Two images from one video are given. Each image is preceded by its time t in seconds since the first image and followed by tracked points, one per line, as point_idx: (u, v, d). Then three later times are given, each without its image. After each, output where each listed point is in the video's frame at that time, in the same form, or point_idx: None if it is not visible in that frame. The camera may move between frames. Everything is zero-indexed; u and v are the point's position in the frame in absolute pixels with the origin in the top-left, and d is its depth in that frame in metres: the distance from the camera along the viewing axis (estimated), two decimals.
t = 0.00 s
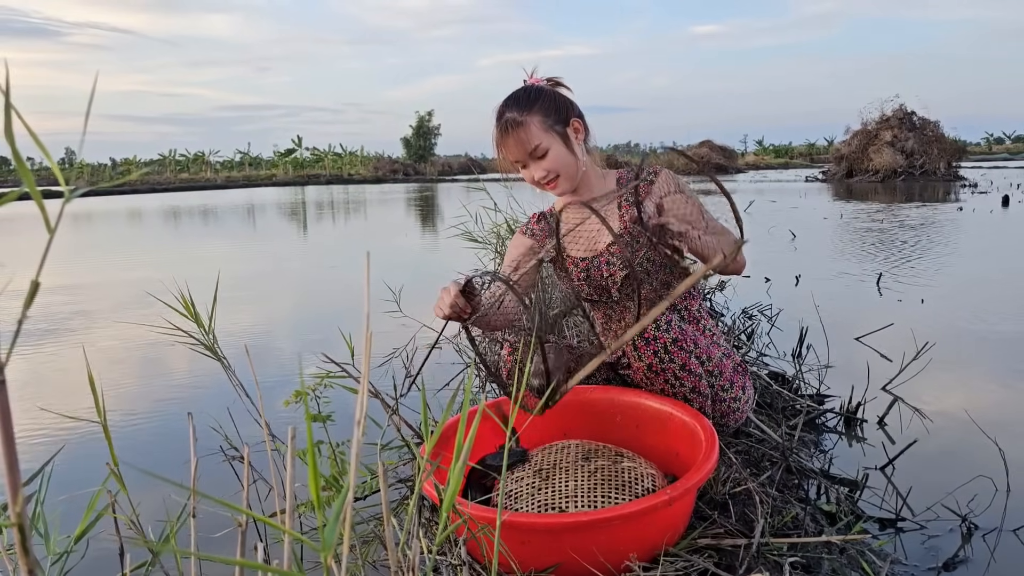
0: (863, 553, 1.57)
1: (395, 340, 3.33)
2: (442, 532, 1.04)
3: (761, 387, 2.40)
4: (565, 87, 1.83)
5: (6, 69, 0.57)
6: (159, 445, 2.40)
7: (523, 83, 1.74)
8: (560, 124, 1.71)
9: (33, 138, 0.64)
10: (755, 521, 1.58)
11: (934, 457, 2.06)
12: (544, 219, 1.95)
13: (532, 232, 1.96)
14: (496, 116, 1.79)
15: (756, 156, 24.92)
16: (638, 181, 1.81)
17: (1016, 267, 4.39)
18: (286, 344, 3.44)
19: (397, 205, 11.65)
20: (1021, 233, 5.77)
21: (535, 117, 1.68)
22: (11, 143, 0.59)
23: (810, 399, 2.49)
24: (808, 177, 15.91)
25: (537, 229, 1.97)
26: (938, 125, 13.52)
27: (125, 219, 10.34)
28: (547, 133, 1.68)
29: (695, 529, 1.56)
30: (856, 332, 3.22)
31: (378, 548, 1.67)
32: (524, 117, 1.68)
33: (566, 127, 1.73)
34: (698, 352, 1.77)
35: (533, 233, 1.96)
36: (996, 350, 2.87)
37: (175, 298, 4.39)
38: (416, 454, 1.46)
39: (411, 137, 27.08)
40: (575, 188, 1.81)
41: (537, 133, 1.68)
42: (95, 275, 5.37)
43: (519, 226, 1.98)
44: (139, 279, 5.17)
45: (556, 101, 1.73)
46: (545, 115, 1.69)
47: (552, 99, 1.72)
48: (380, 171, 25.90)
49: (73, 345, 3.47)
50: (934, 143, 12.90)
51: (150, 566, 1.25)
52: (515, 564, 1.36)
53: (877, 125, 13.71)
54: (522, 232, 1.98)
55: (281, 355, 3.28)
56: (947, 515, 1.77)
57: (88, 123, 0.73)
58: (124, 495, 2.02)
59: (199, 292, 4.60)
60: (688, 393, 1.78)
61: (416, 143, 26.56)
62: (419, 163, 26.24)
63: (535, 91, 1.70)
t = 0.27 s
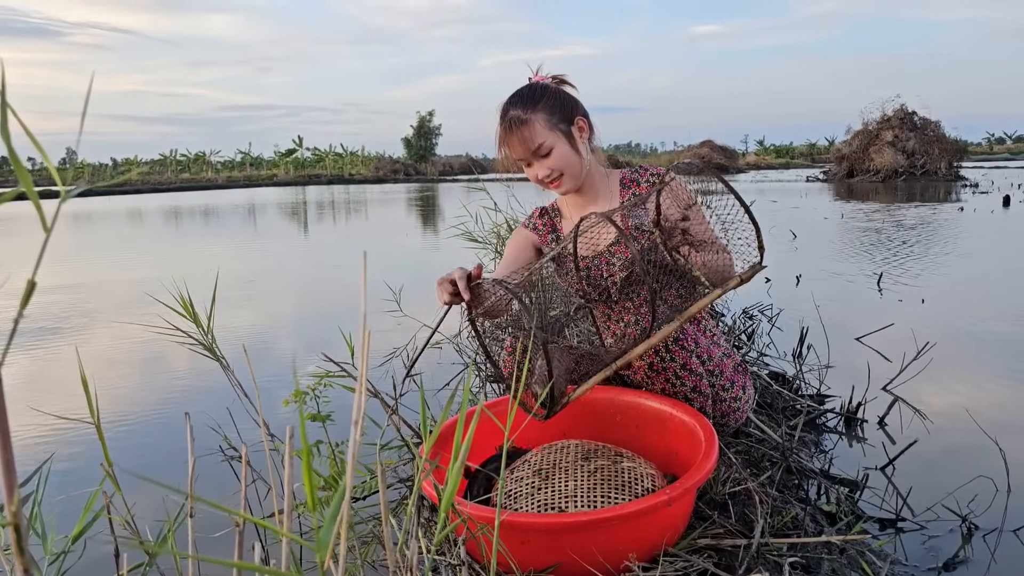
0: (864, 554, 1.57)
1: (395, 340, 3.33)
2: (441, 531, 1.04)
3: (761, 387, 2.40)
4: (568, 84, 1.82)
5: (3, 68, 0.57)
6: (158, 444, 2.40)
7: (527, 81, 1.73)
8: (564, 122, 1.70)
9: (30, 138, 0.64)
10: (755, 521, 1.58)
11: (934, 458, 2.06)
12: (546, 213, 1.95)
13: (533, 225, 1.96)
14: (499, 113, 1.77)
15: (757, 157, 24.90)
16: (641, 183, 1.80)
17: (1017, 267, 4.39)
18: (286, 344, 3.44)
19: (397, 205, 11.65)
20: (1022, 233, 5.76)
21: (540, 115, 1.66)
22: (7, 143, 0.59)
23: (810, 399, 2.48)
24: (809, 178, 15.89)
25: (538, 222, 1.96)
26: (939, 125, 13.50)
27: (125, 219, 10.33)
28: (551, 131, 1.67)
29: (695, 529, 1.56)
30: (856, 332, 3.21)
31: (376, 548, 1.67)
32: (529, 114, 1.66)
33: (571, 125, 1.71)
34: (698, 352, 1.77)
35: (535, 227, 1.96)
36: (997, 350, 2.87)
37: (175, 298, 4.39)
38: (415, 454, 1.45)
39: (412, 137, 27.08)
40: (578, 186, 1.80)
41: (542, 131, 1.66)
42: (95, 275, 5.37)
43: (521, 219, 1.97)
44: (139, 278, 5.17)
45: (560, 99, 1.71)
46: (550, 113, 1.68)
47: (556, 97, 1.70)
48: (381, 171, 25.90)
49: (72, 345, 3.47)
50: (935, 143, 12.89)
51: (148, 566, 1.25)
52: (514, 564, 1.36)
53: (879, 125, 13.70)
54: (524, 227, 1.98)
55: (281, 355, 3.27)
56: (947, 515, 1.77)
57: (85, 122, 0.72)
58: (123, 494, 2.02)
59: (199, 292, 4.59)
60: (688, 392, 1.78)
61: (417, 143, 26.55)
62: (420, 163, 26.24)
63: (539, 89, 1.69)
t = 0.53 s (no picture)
0: (865, 554, 1.57)
1: (396, 339, 3.33)
2: (443, 531, 1.04)
3: (763, 387, 2.40)
4: (572, 82, 1.82)
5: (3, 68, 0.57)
6: (159, 444, 2.40)
7: (534, 86, 1.72)
8: (571, 128, 1.69)
9: (31, 137, 0.64)
10: (756, 521, 1.58)
11: (936, 458, 2.06)
12: (551, 208, 1.96)
13: (537, 219, 1.97)
14: (504, 118, 1.77)
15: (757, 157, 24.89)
16: (644, 187, 1.78)
17: (1017, 267, 4.39)
18: (286, 344, 3.44)
19: (398, 206, 11.64)
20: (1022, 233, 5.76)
21: (546, 120, 1.66)
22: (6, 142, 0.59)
23: (812, 399, 2.48)
24: (810, 178, 15.88)
25: (543, 218, 1.97)
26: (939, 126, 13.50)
27: (125, 219, 10.32)
28: (557, 137, 1.66)
29: (697, 529, 1.55)
30: (857, 332, 3.21)
31: (377, 548, 1.67)
32: (534, 120, 1.66)
33: (577, 131, 1.71)
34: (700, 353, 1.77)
35: (539, 222, 1.97)
36: (998, 350, 2.86)
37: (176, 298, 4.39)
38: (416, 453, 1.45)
39: (413, 137, 27.07)
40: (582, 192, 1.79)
41: (547, 138, 1.66)
42: (95, 275, 5.36)
43: (525, 213, 1.98)
44: (139, 278, 5.17)
45: (566, 104, 1.70)
46: (556, 119, 1.67)
47: (562, 102, 1.70)
48: (381, 171, 25.89)
49: (73, 345, 3.46)
50: (936, 143, 12.89)
51: (148, 566, 1.25)
52: (516, 564, 1.36)
53: (879, 125, 13.69)
54: (529, 219, 2.00)
55: (281, 355, 3.27)
56: (949, 515, 1.76)
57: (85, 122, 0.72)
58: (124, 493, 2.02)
59: (199, 292, 4.59)
60: (689, 393, 1.78)
61: (417, 143, 26.50)
62: (421, 163, 26.23)
63: (546, 95, 1.69)
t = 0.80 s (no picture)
0: (865, 554, 1.56)
1: (396, 340, 3.33)
2: (442, 531, 1.04)
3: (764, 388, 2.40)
4: (574, 87, 1.81)
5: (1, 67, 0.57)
6: (159, 445, 2.40)
7: (536, 95, 1.71)
8: (573, 139, 1.68)
9: (29, 136, 0.64)
10: (757, 522, 1.58)
11: (937, 458, 2.06)
12: (554, 209, 1.93)
13: (541, 221, 1.95)
14: (506, 126, 1.75)
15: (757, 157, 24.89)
16: (649, 196, 1.76)
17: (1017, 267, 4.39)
18: (286, 344, 3.44)
19: (398, 206, 11.64)
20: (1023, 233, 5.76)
21: (548, 132, 1.65)
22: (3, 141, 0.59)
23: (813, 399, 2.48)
24: (810, 178, 15.88)
25: (547, 220, 1.95)
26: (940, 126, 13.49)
27: (125, 219, 10.32)
28: (559, 150, 1.66)
29: (697, 529, 1.55)
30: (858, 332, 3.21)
31: (377, 548, 1.67)
32: (537, 132, 1.65)
33: (579, 142, 1.70)
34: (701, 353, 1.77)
35: (542, 224, 1.95)
36: (998, 350, 2.86)
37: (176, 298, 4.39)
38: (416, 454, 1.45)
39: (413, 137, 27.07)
40: (584, 202, 1.79)
41: (549, 150, 1.65)
42: (94, 275, 5.36)
43: (529, 213, 1.96)
44: (139, 279, 5.17)
45: (569, 114, 1.69)
46: (558, 130, 1.66)
47: (565, 113, 1.68)
48: (382, 172, 25.89)
49: (73, 345, 3.46)
50: (936, 143, 12.88)
51: (148, 566, 1.25)
52: (516, 564, 1.36)
53: (880, 125, 13.68)
54: (533, 220, 1.98)
55: (282, 355, 3.27)
56: (949, 515, 1.76)
57: (84, 122, 0.72)
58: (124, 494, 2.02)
59: (200, 292, 4.60)
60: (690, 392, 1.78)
61: (418, 143, 26.48)
62: (421, 163, 26.22)
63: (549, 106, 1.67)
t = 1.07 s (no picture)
0: (864, 555, 1.56)
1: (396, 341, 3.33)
2: (440, 531, 1.04)
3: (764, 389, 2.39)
4: (578, 89, 1.81)
5: None
6: (158, 445, 2.40)
7: (542, 97, 1.70)
8: (577, 144, 1.68)
9: (27, 138, 0.64)
10: (755, 522, 1.58)
11: (936, 458, 2.06)
12: (555, 213, 1.93)
13: (542, 226, 1.94)
14: (509, 128, 1.74)
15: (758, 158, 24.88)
16: (656, 198, 1.77)
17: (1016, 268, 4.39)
18: (286, 345, 3.44)
19: (398, 206, 11.64)
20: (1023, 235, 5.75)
21: (553, 136, 1.64)
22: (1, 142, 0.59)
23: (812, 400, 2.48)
24: (811, 179, 15.87)
25: (548, 224, 1.94)
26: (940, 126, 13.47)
27: (125, 220, 10.32)
28: (563, 154, 1.65)
29: (695, 530, 1.56)
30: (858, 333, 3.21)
31: (376, 549, 1.67)
32: (541, 135, 1.64)
33: (584, 146, 1.69)
34: (699, 353, 1.76)
35: (544, 228, 1.94)
36: (998, 351, 2.86)
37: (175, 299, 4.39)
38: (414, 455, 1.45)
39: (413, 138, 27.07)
40: (587, 206, 1.79)
41: (554, 154, 1.65)
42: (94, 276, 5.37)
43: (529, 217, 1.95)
44: (139, 279, 5.17)
45: (574, 118, 1.68)
46: (563, 134, 1.65)
47: (571, 116, 1.68)
48: (382, 172, 25.89)
49: (72, 345, 3.47)
50: (937, 144, 12.87)
51: (146, 567, 1.25)
52: (514, 565, 1.35)
53: (880, 125, 13.66)
54: (532, 223, 1.97)
55: (281, 356, 3.28)
56: (948, 516, 1.76)
57: (81, 123, 0.72)
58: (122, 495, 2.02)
59: (199, 293, 4.60)
60: (688, 392, 1.77)
61: (418, 144, 26.47)
62: (421, 164, 26.22)
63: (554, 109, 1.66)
